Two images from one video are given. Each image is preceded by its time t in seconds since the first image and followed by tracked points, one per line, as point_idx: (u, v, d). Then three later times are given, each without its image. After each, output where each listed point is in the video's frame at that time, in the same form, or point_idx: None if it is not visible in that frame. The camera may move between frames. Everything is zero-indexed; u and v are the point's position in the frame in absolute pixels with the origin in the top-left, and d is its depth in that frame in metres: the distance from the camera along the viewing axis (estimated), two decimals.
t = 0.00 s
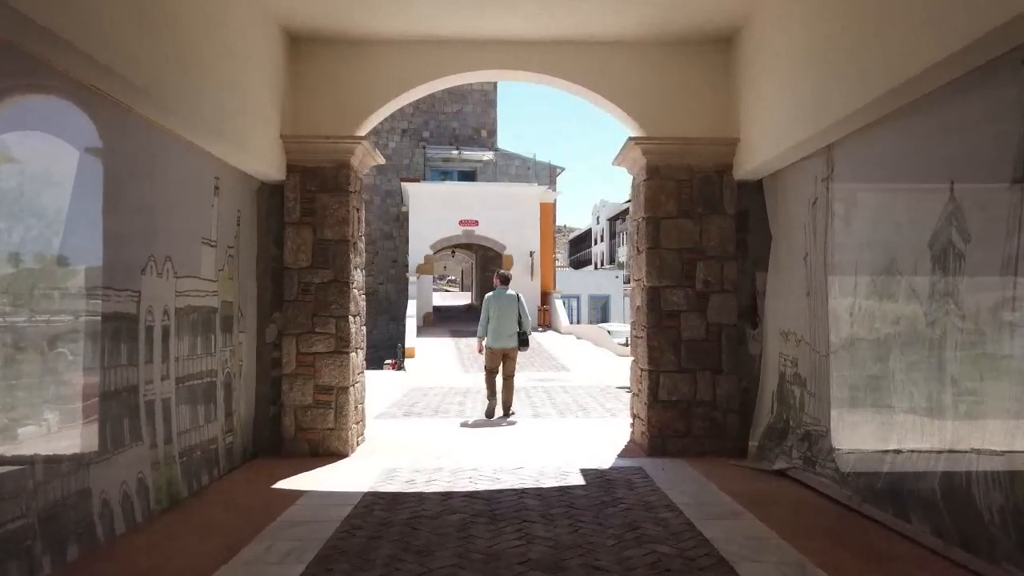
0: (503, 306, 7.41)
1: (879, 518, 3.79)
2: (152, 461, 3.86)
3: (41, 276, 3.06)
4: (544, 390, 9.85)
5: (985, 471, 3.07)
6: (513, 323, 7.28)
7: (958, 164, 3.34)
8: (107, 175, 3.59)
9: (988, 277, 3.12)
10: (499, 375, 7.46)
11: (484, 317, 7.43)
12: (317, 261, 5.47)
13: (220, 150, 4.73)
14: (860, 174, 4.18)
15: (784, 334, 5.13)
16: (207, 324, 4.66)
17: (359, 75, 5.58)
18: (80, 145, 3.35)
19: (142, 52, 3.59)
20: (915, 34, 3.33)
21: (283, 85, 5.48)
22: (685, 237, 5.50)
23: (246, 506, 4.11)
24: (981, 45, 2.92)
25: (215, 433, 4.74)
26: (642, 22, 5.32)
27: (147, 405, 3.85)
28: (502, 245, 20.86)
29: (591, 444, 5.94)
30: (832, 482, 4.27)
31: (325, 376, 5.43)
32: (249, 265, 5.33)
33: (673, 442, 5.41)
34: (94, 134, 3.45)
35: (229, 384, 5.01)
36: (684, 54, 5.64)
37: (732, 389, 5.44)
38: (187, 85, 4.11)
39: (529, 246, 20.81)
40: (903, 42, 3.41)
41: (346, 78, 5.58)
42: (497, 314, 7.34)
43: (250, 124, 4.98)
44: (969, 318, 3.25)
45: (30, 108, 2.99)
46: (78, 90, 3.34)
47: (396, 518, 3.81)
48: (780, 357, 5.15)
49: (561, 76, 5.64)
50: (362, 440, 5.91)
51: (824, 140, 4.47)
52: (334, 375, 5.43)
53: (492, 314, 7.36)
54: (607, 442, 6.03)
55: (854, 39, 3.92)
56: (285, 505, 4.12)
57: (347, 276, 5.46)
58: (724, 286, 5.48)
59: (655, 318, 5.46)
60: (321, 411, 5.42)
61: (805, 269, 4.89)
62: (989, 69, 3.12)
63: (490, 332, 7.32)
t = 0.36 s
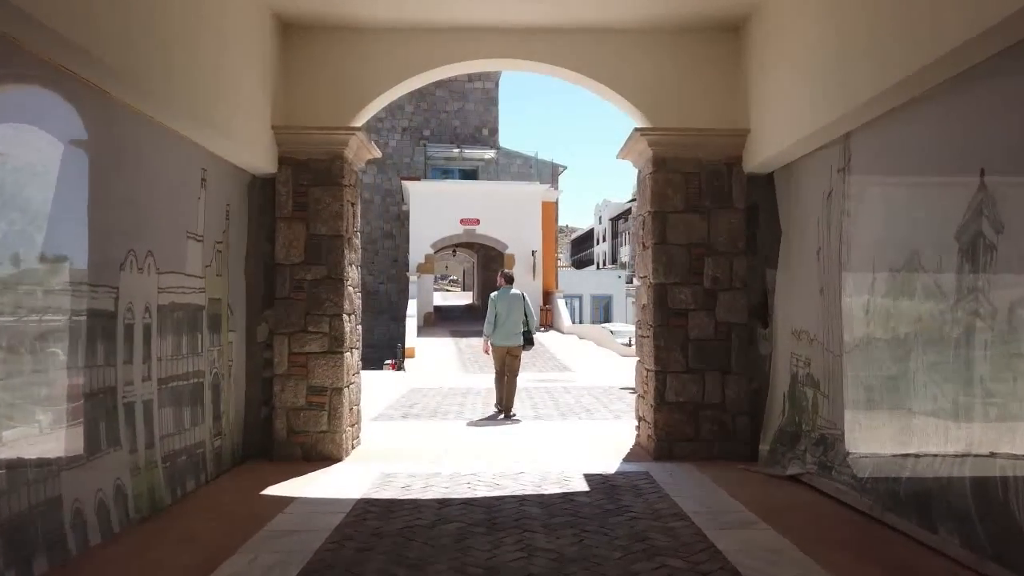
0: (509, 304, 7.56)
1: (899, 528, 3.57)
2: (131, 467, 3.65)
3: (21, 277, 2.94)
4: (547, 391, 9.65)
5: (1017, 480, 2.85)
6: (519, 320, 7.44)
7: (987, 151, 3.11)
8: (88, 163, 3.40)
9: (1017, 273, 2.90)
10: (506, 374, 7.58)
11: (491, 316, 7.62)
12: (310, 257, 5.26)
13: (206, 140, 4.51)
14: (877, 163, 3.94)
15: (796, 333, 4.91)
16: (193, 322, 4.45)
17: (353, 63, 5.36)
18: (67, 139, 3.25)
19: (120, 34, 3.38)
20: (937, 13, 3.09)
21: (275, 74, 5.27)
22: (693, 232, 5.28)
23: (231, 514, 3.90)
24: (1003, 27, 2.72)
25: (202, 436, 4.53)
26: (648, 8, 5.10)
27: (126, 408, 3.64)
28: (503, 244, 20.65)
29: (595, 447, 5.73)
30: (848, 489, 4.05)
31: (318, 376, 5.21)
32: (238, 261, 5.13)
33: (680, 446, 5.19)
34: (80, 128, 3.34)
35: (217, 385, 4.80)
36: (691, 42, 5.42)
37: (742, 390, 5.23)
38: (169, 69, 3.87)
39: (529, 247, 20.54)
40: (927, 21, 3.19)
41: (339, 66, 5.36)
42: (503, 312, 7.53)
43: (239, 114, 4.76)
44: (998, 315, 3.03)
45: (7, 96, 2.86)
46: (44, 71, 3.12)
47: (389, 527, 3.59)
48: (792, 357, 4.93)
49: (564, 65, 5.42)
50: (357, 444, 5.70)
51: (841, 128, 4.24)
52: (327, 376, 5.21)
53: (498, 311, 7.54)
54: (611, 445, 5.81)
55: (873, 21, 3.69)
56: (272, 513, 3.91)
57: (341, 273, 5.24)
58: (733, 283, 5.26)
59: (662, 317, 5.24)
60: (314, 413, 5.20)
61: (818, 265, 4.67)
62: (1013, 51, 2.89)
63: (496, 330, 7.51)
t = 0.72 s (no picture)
0: (511, 306, 7.44)
1: (929, 549, 3.35)
2: (113, 482, 3.43)
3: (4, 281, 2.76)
4: (551, 394, 9.45)
5: None
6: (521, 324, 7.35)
7: None
8: (73, 161, 3.21)
9: None
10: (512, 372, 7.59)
11: (494, 317, 7.54)
12: (306, 258, 5.04)
13: (196, 135, 4.28)
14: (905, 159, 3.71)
15: (813, 339, 4.69)
16: (182, 326, 4.23)
17: (350, 55, 5.13)
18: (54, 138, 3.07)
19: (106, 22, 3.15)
20: None
21: (270, 66, 5.04)
22: (706, 232, 5.05)
23: (220, 530, 3.69)
24: None
25: (191, 446, 4.32)
26: None
27: (108, 419, 3.43)
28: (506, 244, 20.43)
29: (602, 456, 5.50)
30: (873, 504, 3.82)
31: (314, 383, 4.99)
32: (230, 263, 4.92)
33: (692, 455, 4.97)
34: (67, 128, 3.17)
35: (207, 393, 4.59)
36: (703, 34, 5.19)
37: (757, 397, 5.01)
38: (158, 60, 3.65)
39: (534, 246, 20.38)
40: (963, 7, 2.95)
41: (336, 59, 5.13)
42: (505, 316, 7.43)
43: (233, 108, 4.54)
44: None
45: None
46: (23, 60, 2.88)
47: (387, 546, 3.37)
48: (809, 363, 4.70)
49: (569, 58, 5.19)
50: (355, 451, 5.48)
51: (863, 123, 4.00)
52: (323, 381, 4.99)
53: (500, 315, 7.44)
54: (618, 453, 5.59)
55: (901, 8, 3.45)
56: (264, 529, 3.70)
57: (338, 274, 5.02)
58: (747, 286, 5.04)
59: (674, 321, 5.02)
60: (310, 421, 4.98)
61: (837, 267, 4.44)
62: None
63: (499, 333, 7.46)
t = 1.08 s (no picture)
0: (510, 305, 7.58)
1: (953, 558, 3.14)
2: (83, 488, 3.22)
3: None
4: (551, 394, 9.24)
5: None
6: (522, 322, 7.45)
7: None
8: (52, 151, 3.03)
9: None
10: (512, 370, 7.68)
11: (493, 316, 7.62)
12: (295, 252, 4.82)
13: (175, 122, 4.05)
14: (924, 145, 3.50)
15: (824, 335, 4.47)
16: (162, 322, 4.02)
17: (340, 41, 4.92)
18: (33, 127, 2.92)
19: None
20: None
21: (256, 52, 4.83)
22: (712, 224, 4.85)
23: (200, 538, 3.48)
24: None
25: (172, 448, 4.11)
26: None
27: (79, 421, 3.22)
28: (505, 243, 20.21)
29: (603, 458, 5.29)
30: (891, 510, 3.61)
31: (303, 382, 4.77)
32: (216, 257, 4.71)
33: (698, 457, 4.76)
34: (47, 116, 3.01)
35: (191, 392, 4.38)
36: (707, 19, 4.97)
37: (766, 397, 4.80)
38: (137, 41, 3.44)
39: (533, 246, 20.15)
40: None
41: (326, 44, 4.91)
42: (504, 314, 7.53)
43: (217, 94, 4.33)
44: None
45: None
46: None
47: (376, 556, 3.17)
48: (820, 361, 4.49)
49: (568, 44, 4.98)
50: (347, 453, 5.27)
51: (878, 109, 3.78)
52: (313, 380, 4.77)
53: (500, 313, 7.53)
54: (620, 455, 5.38)
55: None
56: (247, 536, 3.49)
57: (329, 268, 4.81)
58: (755, 281, 4.84)
59: (679, 317, 4.81)
60: (299, 421, 4.76)
61: (847, 260, 4.23)
62: None
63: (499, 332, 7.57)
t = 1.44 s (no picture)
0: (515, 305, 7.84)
1: None
2: (45, 506, 3.00)
3: None
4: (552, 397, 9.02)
5: None
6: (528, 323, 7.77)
7: None
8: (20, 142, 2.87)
9: None
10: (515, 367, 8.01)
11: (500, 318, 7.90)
12: (280, 252, 4.59)
13: (150, 114, 3.82)
14: (947, 135, 3.26)
15: (836, 339, 4.23)
16: (135, 325, 3.80)
17: (328, 30, 4.68)
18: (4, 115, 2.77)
19: None
20: None
21: (239, 42, 4.59)
22: (719, 222, 4.61)
23: (172, 557, 3.26)
24: None
25: (148, 460, 3.88)
26: None
27: (40, 434, 2.99)
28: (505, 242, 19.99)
29: (604, 466, 5.06)
30: (912, 526, 3.37)
31: (289, 388, 4.53)
32: (197, 257, 4.49)
33: (704, 467, 4.53)
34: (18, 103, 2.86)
35: (169, 400, 4.15)
36: (713, 7, 4.72)
37: (775, 403, 4.56)
38: (105, 27, 3.21)
39: (534, 246, 20.00)
40: None
41: (314, 34, 4.67)
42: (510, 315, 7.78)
43: (196, 86, 4.09)
44: None
45: None
46: None
47: None
48: (831, 366, 4.25)
49: (566, 33, 4.74)
50: (337, 462, 5.03)
51: (897, 97, 3.53)
52: (299, 387, 4.52)
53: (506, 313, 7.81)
54: (623, 463, 5.15)
55: None
56: (222, 556, 3.26)
57: (316, 268, 4.57)
58: (764, 281, 4.60)
59: (684, 319, 4.57)
60: (284, 430, 4.52)
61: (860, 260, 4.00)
62: None
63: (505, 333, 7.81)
